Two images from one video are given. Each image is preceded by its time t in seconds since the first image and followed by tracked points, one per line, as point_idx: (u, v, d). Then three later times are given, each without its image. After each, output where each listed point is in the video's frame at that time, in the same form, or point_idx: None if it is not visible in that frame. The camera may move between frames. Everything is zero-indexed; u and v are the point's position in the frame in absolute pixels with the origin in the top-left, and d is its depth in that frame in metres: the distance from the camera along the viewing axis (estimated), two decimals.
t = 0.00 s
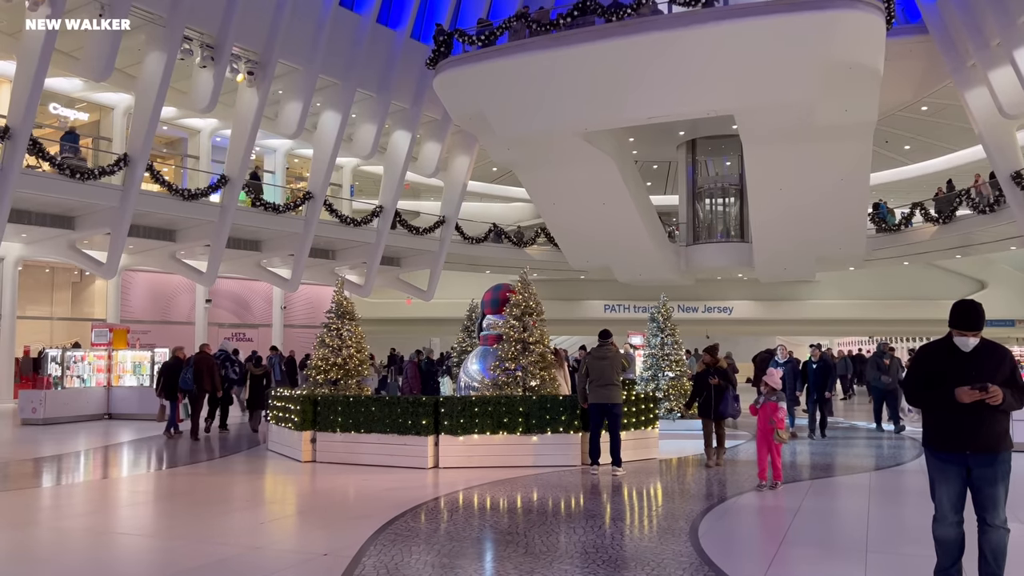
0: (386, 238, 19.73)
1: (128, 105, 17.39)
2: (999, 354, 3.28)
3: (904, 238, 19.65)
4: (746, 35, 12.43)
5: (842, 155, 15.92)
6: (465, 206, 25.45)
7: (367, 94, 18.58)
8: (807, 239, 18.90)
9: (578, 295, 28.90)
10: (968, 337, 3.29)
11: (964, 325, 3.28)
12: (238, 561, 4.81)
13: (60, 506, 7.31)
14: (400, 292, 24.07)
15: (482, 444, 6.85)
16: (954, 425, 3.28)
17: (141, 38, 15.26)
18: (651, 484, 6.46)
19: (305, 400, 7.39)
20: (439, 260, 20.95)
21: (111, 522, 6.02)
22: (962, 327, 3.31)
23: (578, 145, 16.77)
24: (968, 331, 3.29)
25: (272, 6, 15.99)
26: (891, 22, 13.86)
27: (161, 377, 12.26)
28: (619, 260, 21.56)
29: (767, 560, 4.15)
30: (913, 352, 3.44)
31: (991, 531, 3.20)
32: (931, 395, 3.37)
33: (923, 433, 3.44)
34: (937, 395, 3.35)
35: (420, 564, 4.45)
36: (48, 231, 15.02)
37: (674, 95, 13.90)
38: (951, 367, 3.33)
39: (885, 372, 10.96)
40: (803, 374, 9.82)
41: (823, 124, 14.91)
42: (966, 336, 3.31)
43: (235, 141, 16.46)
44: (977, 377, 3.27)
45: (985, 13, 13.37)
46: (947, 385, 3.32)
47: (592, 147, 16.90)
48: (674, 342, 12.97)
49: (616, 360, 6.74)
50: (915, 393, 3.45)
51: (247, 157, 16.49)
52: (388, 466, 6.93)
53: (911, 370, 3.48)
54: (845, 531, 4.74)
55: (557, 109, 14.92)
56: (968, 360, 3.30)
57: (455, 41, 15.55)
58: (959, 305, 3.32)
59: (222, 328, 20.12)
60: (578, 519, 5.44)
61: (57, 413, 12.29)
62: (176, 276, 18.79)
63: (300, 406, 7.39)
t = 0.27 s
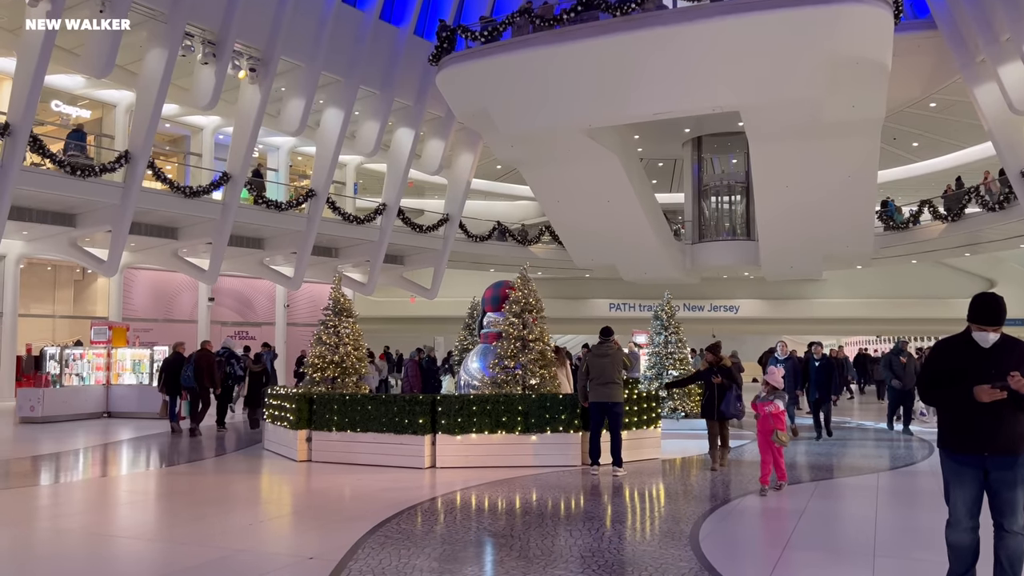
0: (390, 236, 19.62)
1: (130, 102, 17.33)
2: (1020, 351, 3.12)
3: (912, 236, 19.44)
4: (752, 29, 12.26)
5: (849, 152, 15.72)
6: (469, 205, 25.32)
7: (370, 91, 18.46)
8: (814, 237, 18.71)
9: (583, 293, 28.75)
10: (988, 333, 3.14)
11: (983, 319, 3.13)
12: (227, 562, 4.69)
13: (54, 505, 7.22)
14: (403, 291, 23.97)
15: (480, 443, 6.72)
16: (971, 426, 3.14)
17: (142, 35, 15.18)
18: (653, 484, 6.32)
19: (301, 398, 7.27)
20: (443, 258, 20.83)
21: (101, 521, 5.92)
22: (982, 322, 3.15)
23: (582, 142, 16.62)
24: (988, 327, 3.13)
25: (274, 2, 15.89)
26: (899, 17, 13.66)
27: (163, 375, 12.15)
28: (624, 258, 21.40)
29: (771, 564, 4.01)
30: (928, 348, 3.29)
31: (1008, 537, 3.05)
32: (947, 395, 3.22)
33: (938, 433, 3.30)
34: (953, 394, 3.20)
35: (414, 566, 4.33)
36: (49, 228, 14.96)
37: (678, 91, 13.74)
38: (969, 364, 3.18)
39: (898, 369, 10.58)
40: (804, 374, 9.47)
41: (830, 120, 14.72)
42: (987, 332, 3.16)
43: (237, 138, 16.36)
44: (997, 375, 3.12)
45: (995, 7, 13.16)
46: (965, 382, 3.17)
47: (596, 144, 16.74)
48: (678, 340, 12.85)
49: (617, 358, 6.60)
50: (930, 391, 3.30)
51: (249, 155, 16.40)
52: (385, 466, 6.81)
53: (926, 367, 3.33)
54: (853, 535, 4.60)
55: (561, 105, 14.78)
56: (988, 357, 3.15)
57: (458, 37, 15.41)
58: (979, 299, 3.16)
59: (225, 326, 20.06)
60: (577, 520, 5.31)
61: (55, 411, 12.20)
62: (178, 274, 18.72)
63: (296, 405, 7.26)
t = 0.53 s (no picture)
0: (393, 236, 19.49)
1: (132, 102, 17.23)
2: None
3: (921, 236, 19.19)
4: (759, 26, 12.07)
5: (857, 150, 15.51)
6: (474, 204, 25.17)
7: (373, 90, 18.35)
8: (821, 237, 18.49)
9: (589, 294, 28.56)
10: (1010, 337, 2.97)
11: (1005, 323, 2.97)
12: (213, 571, 4.55)
13: (46, 509, 7.11)
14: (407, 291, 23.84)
15: (478, 448, 6.58)
16: (990, 435, 2.98)
17: (143, 33, 15.09)
18: (656, 490, 6.16)
19: (296, 401, 7.13)
20: (447, 258, 20.68)
21: (89, 526, 5.79)
22: (1003, 325, 2.99)
23: (586, 141, 16.45)
24: (1011, 331, 2.97)
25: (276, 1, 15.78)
26: (909, 13, 13.44)
27: (165, 377, 12.05)
28: (630, 258, 21.21)
29: None
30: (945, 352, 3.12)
31: None
32: (962, 402, 3.06)
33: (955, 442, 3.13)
34: (969, 402, 3.04)
35: None
36: (50, 228, 14.88)
37: (684, 89, 13.56)
38: (988, 370, 3.01)
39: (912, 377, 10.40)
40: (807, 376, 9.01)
41: (837, 118, 14.51)
42: (1009, 336, 2.99)
43: (239, 138, 16.26)
44: (1019, 383, 2.95)
45: (1006, 3, 12.93)
46: (983, 390, 3.01)
47: (601, 143, 16.57)
48: (683, 341, 12.67)
49: (619, 361, 6.46)
50: (946, 398, 3.13)
51: (251, 155, 16.30)
52: (381, 471, 6.66)
53: (942, 372, 3.16)
54: (861, 546, 4.43)
55: (565, 103, 14.61)
56: (1010, 363, 2.98)
57: (462, 35, 15.26)
58: (1000, 301, 2.99)
59: (228, 327, 19.97)
60: (575, 528, 5.16)
61: (53, 413, 12.11)
62: (180, 274, 18.63)
63: (291, 408, 7.12)
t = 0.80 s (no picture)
0: (396, 233, 19.37)
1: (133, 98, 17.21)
2: None
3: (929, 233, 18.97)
4: (764, 19, 11.89)
5: (864, 146, 15.31)
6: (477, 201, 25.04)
7: (376, 86, 18.23)
8: (828, 234, 18.30)
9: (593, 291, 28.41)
10: None
11: None
12: (200, 571, 4.43)
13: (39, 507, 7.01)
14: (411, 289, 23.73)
15: (475, 446, 6.45)
16: (1009, 436, 2.85)
17: (144, 29, 15.00)
18: (657, 489, 6.02)
19: (290, 398, 7.01)
20: (450, 256, 20.56)
21: (80, 525, 5.68)
22: None
23: (590, 137, 16.29)
24: None
25: None
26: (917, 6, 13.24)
27: (170, 373, 11.93)
28: (635, 256, 21.05)
29: None
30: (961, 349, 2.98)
31: None
32: (979, 402, 2.92)
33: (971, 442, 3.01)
34: (988, 401, 2.89)
35: None
36: (51, 224, 14.81)
37: (688, 84, 13.40)
38: (1005, 368, 2.88)
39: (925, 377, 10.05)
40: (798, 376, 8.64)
41: (845, 113, 14.32)
42: None
43: (241, 134, 16.18)
44: None
45: None
46: (1000, 390, 2.87)
47: (605, 138, 16.41)
48: (686, 338, 12.51)
49: (623, 358, 6.36)
50: (963, 397, 2.97)
51: (253, 151, 16.21)
52: (377, 470, 6.54)
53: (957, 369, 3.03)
54: (868, 549, 4.29)
55: (569, 98, 14.45)
56: None
57: (464, 30, 15.13)
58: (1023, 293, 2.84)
59: (230, 324, 19.89)
60: (573, 529, 5.03)
61: (51, 410, 12.07)
62: (183, 271, 18.56)
63: (285, 406, 7.01)
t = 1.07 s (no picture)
0: (397, 231, 19.22)
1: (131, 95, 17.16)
2: None
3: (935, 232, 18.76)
4: (768, 14, 11.71)
5: (869, 143, 15.12)
6: (479, 199, 24.90)
7: (376, 83, 18.09)
8: (832, 233, 18.11)
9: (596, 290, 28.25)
10: None
11: None
12: None
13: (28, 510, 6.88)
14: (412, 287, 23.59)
15: (471, 448, 6.31)
16: None
17: (142, 24, 14.86)
18: (658, 493, 5.87)
19: (282, 399, 6.85)
20: (451, 254, 20.40)
21: (65, 529, 5.55)
22: None
23: (591, 134, 16.13)
24: None
25: None
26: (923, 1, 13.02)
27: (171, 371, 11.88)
28: (637, 254, 20.89)
29: None
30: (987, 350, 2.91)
31: None
32: (1001, 408, 2.87)
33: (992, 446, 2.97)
34: (1009, 407, 2.85)
35: None
36: (48, 223, 14.70)
37: (691, 81, 13.22)
38: None
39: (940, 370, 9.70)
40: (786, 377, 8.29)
41: (849, 110, 14.13)
42: None
43: (240, 131, 16.05)
44: None
45: None
46: None
47: (607, 135, 16.24)
48: (688, 338, 12.33)
49: (626, 359, 6.24)
50: (984, 402, 2.92)
51: (251, 148, 16.07)
52: (370, 472, 6.40)
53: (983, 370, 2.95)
54: (876, 556, 4.13)
55: (570, 96, 14.28)
56: None
57: (465, 26, 14.97)
58: None
59: (229, 323, 19.77)
60: (571, 535, 4.88)
61: (44, 410, 12.02)
62: (182, 270, 18.45)
63: (277, 406, 6.86)
